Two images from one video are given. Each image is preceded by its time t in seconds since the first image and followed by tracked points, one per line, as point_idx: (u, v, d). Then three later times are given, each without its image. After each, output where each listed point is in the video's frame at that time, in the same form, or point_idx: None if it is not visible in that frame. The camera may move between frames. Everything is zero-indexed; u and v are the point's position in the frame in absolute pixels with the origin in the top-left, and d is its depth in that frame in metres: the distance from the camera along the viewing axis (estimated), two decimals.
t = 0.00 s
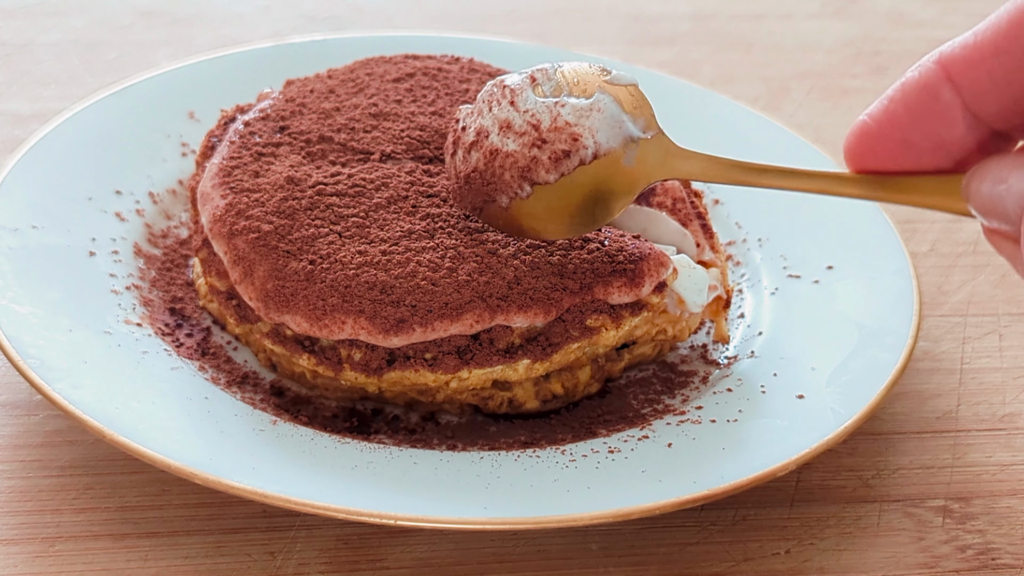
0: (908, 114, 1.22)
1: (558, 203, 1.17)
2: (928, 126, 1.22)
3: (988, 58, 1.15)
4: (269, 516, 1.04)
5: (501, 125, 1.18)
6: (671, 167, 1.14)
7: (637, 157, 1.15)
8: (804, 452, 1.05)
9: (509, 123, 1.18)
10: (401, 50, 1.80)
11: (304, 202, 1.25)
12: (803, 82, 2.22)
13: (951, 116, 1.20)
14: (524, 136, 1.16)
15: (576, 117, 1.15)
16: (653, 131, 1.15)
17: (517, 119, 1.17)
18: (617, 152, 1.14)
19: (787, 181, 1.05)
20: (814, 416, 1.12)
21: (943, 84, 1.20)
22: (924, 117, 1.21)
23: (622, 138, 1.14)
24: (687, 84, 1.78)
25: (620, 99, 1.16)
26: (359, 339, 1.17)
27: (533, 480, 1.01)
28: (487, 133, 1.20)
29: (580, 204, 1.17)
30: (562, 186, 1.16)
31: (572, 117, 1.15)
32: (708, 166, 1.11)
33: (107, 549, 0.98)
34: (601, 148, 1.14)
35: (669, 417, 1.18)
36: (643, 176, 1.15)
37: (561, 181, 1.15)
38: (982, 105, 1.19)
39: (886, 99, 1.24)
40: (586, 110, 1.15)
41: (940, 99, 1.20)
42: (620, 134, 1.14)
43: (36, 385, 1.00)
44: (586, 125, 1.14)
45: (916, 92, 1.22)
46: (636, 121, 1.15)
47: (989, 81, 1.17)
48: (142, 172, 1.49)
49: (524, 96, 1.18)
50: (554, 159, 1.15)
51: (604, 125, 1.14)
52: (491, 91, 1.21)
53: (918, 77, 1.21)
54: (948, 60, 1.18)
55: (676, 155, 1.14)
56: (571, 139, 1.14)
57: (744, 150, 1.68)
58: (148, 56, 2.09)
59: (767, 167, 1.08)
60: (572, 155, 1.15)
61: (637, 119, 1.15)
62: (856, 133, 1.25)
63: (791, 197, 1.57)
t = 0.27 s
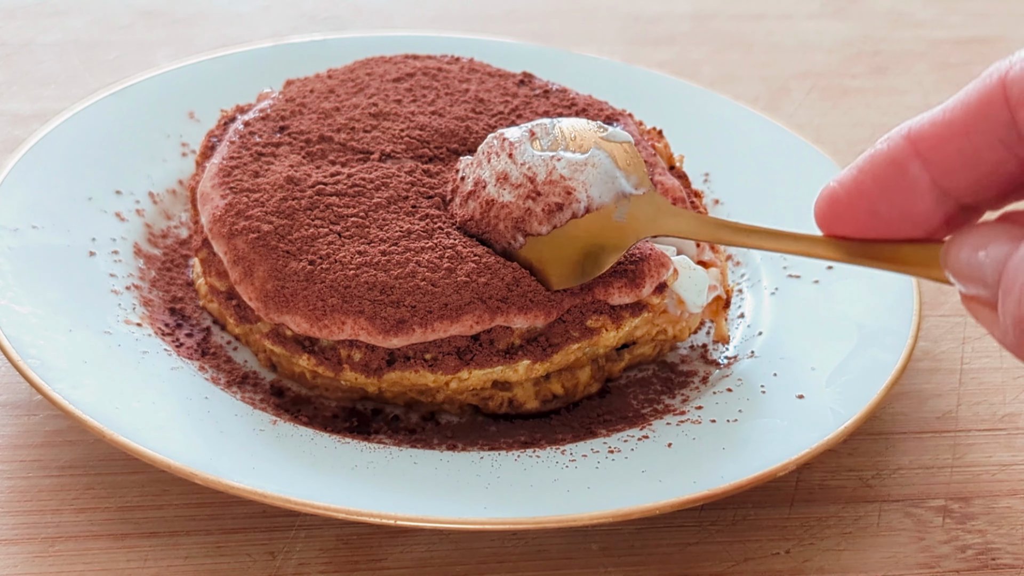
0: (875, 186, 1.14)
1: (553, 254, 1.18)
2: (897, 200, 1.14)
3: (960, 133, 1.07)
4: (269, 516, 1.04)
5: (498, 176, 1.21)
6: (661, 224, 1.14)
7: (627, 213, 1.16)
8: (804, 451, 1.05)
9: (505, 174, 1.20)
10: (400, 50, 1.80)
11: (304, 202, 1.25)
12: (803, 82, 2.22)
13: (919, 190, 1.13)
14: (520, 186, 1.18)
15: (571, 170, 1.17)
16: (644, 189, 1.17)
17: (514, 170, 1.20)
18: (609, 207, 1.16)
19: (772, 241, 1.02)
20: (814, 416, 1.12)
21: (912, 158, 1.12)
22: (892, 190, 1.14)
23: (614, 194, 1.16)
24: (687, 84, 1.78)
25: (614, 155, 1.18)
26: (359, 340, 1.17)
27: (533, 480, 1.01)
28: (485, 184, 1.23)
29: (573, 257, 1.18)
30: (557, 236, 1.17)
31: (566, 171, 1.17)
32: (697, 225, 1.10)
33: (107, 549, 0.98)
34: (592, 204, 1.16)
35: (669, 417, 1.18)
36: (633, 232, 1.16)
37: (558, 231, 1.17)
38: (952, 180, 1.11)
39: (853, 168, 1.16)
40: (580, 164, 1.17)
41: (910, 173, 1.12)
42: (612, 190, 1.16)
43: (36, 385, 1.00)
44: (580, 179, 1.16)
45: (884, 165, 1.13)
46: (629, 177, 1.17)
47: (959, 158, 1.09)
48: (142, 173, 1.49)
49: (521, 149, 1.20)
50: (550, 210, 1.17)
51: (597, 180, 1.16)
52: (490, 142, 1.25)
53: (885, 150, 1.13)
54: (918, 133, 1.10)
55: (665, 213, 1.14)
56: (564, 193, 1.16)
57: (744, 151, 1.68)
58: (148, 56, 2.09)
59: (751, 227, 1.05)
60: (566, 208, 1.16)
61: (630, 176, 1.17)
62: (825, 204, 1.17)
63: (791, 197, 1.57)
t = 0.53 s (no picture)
0: (848, 247, 1.06)
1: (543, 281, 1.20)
2: (869, 262, 1.06)
3: (933, 195, 1.01)
4: (269, 516, 1.04)
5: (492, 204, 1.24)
6: (645, 262, 1.16)
7: (612, 248, 1.19)
8: (805, 452, 1.05)
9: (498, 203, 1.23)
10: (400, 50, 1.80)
11: (303, 202, 1.25)
12: (803, 82, 2.22)
13: (891, 254, 1.06)
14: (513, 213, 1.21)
15: (561, 203, 1.20)
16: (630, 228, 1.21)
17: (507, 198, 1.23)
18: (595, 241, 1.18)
19: (750, 282, 1.00)
20: (814, 416, 1.12)
21: (885, 221, 1.05)
22: (866, 251, 1.06)
23: (601, 229, 1.19)
24: (687, 84, 1.78)
25: (604, 192, 1.22)
26: (358, 342, 1.17)
27: (533, 481, 1.01)
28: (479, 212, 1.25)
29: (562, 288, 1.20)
30: (547, 264, 1.19)
31: (555, 204, 1.20)
32: (679, 262, 1.12)
33: (107, 549, 0.98)
34: (579, 237, 1.19)
35: (669, 417, 1.18)
36: (617, 267, 1.18)
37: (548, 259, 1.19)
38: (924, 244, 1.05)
39: (825, 227, 1.08)
40: (570, 197, 1.20)
41: (883, 235, 1.05)
42: (599, 225, 1.19)
43: (36, 385, 1.00)
44: (568, 212, 1.19)
45: (857, 225, 1.06)
46: (616, 215, 1.21)
47: (932, 222, 1.03)
48: (142, 173, 1.49)
49: (514, 180, 1.24)
50: (540, 238, 1.19)
51: (584, 214, 1.19)
52: (486, 173, 1.29)
53: (857, 213, 1.06)
54: (890, 195, 1.04)
55: (650, 251, 1.16)
56: (552, 224, 1.19)
57: (744, 151, 1.68)
58: (148, 56, 2.09)
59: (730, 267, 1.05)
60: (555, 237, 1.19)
61: (618, 213, 1.21)
62: (800, 258, 1.06)
63: (791, 197, 1.57)
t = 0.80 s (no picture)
0: (825, 280, 0.98)
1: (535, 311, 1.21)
2: (847, 295, 0.98)
3: (911, 224, 0.94)
4: (270, 516, 1.04)
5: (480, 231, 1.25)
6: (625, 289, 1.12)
7: (592, 278, 1.15)
8: (804, 452, 1.05)
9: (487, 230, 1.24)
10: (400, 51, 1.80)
11: (302, 203, 1.25)
12: (803, 82, 2.22)
13: (870, 289, 0.97)
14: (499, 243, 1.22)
15: (541, 235, 1.18)
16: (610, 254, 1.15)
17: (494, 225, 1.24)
18: (576, 272, 1.16)
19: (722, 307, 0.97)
20: (814, 416, 1.12)
21: (862, 253, 0.97)
22: (844, 284, 0.98)
23: (580, 259, 1.16)
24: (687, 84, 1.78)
25: (584, 218, 1.18)
26: (352, 351, 1.17)
27: (533, 481, 1.01)
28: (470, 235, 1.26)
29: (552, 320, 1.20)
30: (536, 295, 1.20)
31: (538, 234, 1.19)
32: (657, 290, 1.08)
33: (107, 549, 0.98)
34: (560, 268, 1.17)
35: (669, 417, 1.18)
36: (599, 295, 1.16)
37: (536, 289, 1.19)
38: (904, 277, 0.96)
39: (801, 259, 1.01)
40: (550, 227, 1.18)
41: (860, 267, 0.97)
42: (578, 254, 1.16)
43: (36, 385, 1.00)
44: (548, 244, 1.17)
45: (833, 258, 0.99)
46: (597, 240, 1.16)
47: (910, 254, 0.95)
48: (142, 172, 1.49)
49: (497, 210, 1.25)
50: (525, 267, 1.19)
51: (565, 244, 1.16)
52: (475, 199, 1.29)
53: (833, 247, 0.99)
54: (866, 227, 0.97)
55: (630, 278, 1.12)
56: (536, 254, 1.18)
57: (744, 151, 1.68)
58: (148, 56, 2.09)
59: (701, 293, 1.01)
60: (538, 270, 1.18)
61: (598, 239, 1.16)
62: (780, 288, 1.00)
63: (791, 198, 1.57)
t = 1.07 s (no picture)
0: (802, 308, 0.90)
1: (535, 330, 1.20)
2: (826, 324, 0.89)
3: (887, 251, 0.86)
4: (270, 516, 1.04)
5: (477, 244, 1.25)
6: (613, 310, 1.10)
7: (580, 301, 1.14)
8: (804, 452, 1.05)
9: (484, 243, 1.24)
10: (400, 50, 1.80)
11: (302, 202, 1.25)
12: (803, 82, 2.22)
13: (849, 318, 0.89)
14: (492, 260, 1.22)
15: (527, 259, 1.18)
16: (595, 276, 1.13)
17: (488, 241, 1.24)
18: (562, 296, 1.15)
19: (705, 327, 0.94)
20: (814, 416, 1.12)
21: (838, 281, 0.89)
22: (823, 314, 0.89)
23: (566, 282, 1.14)
24: (687, 84, 1.78)
25: (569, 240, 1.17)
26: (356, 344, 1.17)
27: (533, 480, 1.01)
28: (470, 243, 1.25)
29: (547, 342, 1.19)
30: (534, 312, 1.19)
31: (524, 257, 1.18)
32: (641, 309, 1.06)
33: (107, 549, 0.98)
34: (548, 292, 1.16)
35: (669, 417, 1.18)
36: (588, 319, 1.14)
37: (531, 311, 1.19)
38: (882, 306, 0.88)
39: (778, 287, 0.92)
40: (535, 250, 1.18)
41: (837, 297, 0.89)
42: (564, 278, 1.15)
43: (36, 385, 1.00)
44: (534, 268, 1.17)
45: (809, 285, 0.90)
46: (581, 263, 1.14)
47: (888, 282, 0.87)
48: (142, 172, 1.49)
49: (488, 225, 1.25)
50: (517, 288, 1.19)
51: (551, 267, 1.15)
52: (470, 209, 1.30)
53: (808, 274, 0.90)
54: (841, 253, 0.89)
55: (616, 298, 1.10)
56: (524, 277, 1.18)
57: (744, 151, 1.68)
58: (148, 56, 2.09)
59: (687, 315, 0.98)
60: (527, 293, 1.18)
61: (582, 262, 1.15)
62: (762, 312, 0.92)
63: (791, 197, 1.57)
